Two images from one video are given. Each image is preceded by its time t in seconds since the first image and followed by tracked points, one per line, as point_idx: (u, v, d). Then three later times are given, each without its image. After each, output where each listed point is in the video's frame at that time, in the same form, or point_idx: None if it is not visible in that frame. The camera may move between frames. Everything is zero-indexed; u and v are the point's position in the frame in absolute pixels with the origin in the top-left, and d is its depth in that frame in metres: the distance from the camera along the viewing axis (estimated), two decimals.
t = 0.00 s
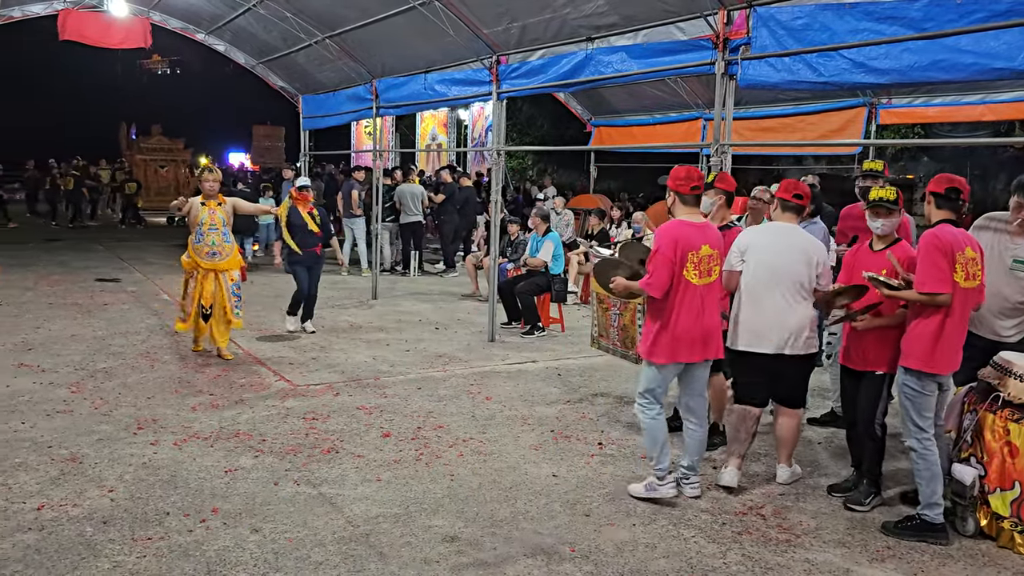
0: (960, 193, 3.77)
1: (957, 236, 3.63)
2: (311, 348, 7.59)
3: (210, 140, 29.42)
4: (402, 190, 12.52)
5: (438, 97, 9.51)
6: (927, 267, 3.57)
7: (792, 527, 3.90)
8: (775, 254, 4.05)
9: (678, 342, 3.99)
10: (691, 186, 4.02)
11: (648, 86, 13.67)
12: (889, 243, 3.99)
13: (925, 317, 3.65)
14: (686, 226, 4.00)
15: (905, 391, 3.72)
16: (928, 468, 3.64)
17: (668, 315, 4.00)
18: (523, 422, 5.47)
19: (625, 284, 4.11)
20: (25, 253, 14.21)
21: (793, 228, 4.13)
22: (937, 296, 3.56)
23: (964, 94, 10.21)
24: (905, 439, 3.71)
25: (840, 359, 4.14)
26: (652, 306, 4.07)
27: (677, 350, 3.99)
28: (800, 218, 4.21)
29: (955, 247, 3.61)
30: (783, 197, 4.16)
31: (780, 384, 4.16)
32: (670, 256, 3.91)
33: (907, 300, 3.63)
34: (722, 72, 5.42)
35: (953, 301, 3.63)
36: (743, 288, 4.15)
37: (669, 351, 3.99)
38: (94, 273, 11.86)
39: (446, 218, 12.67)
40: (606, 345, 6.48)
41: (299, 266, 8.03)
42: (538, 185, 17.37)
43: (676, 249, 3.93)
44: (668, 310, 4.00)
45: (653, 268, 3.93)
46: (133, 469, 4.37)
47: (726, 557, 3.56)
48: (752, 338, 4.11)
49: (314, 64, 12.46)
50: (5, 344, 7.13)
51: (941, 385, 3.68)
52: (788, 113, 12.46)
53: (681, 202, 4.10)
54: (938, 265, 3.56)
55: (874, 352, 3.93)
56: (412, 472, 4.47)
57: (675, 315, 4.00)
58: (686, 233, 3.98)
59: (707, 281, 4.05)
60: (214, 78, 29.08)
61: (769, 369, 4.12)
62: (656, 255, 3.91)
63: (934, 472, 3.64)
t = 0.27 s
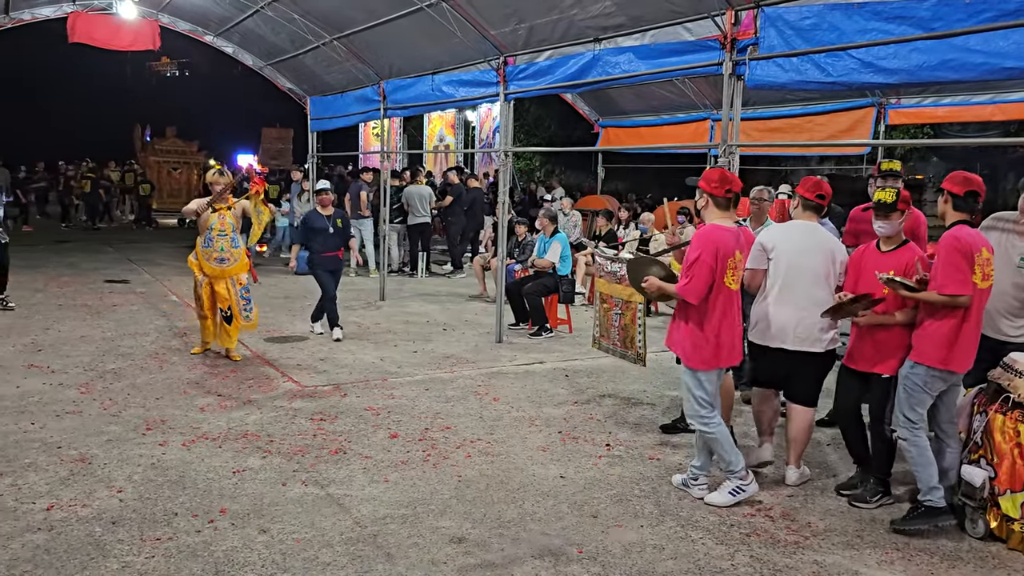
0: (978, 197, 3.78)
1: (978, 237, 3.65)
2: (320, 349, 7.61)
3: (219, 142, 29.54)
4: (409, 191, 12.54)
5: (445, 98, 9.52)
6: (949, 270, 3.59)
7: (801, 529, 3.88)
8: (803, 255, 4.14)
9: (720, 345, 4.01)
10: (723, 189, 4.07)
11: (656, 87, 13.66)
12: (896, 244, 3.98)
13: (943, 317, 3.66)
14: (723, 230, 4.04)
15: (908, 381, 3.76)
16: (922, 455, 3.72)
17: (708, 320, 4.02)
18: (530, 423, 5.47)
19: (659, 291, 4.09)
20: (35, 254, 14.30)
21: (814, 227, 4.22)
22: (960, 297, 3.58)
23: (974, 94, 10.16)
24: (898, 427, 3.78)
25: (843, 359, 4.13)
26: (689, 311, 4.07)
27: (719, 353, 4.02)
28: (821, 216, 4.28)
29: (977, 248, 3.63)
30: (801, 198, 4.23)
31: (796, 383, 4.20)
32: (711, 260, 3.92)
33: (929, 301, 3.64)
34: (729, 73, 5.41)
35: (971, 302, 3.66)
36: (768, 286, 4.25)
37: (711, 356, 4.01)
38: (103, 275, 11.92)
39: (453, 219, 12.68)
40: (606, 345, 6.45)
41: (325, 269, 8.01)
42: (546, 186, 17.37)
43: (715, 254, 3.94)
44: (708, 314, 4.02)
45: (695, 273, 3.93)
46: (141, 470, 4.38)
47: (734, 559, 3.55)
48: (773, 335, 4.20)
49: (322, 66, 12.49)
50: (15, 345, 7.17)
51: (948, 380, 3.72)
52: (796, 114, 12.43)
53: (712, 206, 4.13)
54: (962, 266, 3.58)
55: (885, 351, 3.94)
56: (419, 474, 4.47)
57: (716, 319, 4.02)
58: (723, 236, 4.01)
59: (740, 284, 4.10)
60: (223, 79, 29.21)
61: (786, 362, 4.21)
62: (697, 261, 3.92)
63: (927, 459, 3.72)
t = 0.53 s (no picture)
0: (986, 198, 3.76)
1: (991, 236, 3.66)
2: (327, 350, 7.63)
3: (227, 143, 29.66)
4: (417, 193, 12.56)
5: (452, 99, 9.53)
6: (964, 269, 3.59)
7: (808, 530, 3.86)
8: (817, 255, 4.14)
9: (756, 348, 3.95)
10: (748, 190, 4.00)
11: (663, 87, 13.63)
12: (896, 244, 3.96)
13: (959, 315, 3.67)
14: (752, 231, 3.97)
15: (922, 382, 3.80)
16: (936, 455, 3.79)
17: (745, 322, 3.95)
18: (538, 423, 5.47)
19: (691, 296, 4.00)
20: (45, 256, 14.39)
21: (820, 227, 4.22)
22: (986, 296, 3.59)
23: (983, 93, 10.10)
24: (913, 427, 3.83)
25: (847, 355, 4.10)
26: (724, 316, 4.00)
27: (756, 355, 3.95)
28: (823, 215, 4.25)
29: (989, 247, 3.63)
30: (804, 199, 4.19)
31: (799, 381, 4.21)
32: (744, 263, 3.87)
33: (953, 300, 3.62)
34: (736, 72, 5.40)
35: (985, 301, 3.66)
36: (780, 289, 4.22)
37: (751, 358, 3.95)
38: (112, 276, 11.98)
39: (460, 220, 12.70)
40: (611, 346, 6.44)
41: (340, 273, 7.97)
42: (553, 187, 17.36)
43: (748, 256, 3.88)
44: (743, 317, 3.96)
45: (729, 277, 3.86)
46: (150, 471, 4.40)
47: (741, 560, 3.54)
48: (786, 337, 4.19)
49: (329, 68, 12.53)
50: (25, 346, 7.21)
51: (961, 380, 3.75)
52: (804, 113, 12.39)
53: (738, 208, 4.05)
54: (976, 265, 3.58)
55: (890, 348, 3.89)
56: (426, 475, 4.48)
57: (751, 322, 3.96)
58: (753, 238, 3.95)
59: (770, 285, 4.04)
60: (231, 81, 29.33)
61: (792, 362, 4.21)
62: (730, 265, 3.85)
63: (941, 459, 3.79)
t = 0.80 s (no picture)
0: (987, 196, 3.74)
1: (991, 235, 3.66)
2: (334, 350, 7.64)
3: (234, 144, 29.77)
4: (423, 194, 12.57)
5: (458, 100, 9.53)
6: (962, 270, 3.59)
7: (815, 530, 3.85)
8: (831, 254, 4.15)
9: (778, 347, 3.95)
10: (773, 189, 3.99)
11: (669, 87, 13.62)
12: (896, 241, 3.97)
13: (959, 315, 3.66)
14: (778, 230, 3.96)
15: (929, 382, 3.78)
16: (947, 456, 3.75)
17: (769, 321, 3.94)
18: (544, 423, 5.47)
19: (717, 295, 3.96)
20: (54, 257, 14.46)
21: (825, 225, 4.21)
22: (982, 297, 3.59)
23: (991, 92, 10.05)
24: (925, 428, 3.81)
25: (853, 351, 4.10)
26: (748, 315, 3.98)
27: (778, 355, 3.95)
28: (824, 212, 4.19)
29: (988, 247, 3.63)
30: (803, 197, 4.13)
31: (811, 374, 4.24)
32: (772, 263, 3.85)
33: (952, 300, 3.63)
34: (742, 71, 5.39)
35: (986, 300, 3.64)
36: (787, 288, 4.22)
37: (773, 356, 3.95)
38: (120, 277, 12.03)
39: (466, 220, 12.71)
40: (618, 347, 6.43)
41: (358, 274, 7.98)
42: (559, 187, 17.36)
43: (775, 256, 3.88)
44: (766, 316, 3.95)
45: (756, 276, 3.85)
46: (157, 471, 4.42)
47: (748, 560, 3.53)
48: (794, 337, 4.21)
49: (336, 69, 12.55)
50: (34, 347, 7.24)
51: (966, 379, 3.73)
52: (811, 113, 12.36)
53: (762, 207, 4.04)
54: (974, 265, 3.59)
55: (889, 346, 3.90)
56: (433, 475, 4.48)
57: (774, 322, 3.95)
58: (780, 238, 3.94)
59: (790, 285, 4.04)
60: (238, 83, 29.43)
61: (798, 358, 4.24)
62: (759, 265, 3.83)
63: (952, 461, 3.74)
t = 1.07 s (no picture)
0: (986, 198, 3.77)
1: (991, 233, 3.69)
2: (339, 350, 7.65)
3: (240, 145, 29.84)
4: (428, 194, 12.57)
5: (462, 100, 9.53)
6: (968, 266, 3.61)
7: (820, 530, 3.84)
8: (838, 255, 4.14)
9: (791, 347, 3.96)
10: (788, 190, 4.00)
11: (674, 87, 13.60)
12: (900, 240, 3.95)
13: (962, 311, 3.68)
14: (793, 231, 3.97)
15: (934, 379, 3.78)
16: (954, 452, 3.75)
17: (784, 320, 3.94)
18: (549, 424, 5.46)
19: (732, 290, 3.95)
20: (61, 257, 14.53)
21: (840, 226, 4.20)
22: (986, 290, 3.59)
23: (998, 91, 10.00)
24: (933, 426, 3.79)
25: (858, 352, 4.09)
26: (762, 314, 3.97)
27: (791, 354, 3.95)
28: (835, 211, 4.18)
29: (989, 244, 3.65)
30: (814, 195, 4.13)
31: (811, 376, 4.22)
32: (790, 262, 3.86)
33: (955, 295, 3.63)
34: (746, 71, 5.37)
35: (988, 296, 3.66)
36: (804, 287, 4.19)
37: (785, 356, 3.96)
38: (126, 277, 12.08)
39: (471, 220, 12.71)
40: (624, 346, 6.41)
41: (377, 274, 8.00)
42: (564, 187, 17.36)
43: (792, 255, 3.88)
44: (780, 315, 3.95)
45: (774, 275, 3.85)
46: (163, 471, 4.43)
47: (753, 561, 3.52)
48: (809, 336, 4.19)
49: (341, 69, 12.56)
50: (41, 347, 7.27)
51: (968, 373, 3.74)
52: (817, 113, 12.33)
53: (776, 207, 4.04)
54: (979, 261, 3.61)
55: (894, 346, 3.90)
56: (437, 475, 4.48)
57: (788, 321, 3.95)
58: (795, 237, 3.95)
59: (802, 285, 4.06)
60: (244, 83, 29.50)
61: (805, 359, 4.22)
62: (778, 264, 3.84)
63: (959, 457, 3.74)
